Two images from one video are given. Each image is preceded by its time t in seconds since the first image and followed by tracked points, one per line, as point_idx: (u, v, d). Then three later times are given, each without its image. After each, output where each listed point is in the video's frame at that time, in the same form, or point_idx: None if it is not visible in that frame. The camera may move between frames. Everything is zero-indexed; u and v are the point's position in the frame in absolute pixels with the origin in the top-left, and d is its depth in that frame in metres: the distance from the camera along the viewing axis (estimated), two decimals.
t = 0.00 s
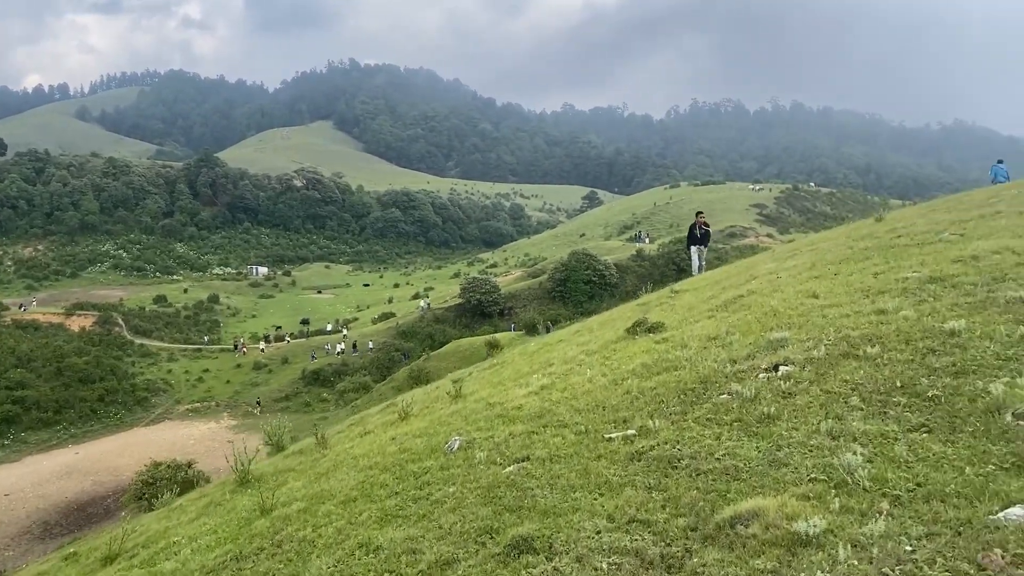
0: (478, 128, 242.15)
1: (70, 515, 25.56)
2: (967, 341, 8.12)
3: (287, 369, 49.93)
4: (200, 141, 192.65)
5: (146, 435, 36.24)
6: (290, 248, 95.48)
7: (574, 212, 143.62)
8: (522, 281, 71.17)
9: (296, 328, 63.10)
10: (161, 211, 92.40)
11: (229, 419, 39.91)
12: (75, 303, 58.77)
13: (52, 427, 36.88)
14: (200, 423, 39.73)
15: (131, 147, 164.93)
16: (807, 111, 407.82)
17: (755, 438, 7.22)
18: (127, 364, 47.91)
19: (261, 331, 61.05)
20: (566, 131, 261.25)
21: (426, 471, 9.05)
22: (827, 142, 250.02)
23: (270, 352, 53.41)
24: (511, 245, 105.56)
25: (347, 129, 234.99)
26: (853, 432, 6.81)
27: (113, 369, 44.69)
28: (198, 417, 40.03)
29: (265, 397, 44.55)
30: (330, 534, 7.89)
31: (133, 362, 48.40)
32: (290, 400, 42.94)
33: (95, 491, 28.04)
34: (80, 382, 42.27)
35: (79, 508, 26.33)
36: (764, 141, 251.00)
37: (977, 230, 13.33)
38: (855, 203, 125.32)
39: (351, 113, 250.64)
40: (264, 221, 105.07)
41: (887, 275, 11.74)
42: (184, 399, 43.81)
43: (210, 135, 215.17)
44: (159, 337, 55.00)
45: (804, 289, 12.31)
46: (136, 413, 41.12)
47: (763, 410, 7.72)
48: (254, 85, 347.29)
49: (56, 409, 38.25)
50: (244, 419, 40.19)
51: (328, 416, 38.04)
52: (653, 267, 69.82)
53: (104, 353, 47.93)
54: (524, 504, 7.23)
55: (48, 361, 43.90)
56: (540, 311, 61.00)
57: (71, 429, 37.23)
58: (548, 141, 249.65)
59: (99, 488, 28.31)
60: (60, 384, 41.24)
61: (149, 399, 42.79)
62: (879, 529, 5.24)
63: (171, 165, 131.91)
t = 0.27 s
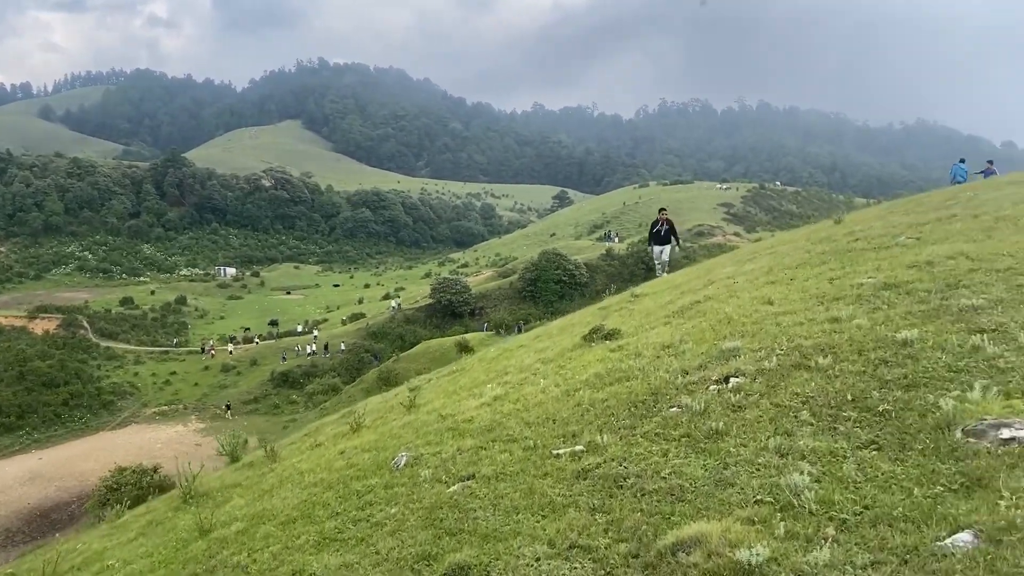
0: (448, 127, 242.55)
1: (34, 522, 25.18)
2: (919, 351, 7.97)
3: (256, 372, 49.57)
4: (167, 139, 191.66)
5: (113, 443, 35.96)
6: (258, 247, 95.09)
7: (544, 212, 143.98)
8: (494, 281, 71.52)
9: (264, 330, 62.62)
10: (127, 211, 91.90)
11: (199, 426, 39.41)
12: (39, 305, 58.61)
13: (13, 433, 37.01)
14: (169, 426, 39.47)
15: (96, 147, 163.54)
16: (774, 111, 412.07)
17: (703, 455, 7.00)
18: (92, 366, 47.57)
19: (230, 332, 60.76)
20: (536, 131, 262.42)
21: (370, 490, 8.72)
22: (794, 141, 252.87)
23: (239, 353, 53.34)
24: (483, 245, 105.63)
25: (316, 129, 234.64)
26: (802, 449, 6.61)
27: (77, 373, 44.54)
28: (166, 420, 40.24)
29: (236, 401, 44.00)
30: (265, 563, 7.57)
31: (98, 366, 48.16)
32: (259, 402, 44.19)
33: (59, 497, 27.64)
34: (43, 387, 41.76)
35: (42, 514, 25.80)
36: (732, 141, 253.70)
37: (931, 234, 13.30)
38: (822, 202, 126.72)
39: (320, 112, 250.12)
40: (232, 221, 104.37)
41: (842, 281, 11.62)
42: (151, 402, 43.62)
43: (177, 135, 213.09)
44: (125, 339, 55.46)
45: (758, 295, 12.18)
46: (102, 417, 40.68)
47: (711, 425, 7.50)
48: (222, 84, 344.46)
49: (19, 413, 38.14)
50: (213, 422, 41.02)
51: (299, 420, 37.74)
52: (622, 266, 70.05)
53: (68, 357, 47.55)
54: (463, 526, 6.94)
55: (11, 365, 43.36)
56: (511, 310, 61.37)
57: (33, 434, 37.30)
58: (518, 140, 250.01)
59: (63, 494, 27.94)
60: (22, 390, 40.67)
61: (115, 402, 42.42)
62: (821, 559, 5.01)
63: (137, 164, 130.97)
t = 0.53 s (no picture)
0: (421, 126, 242.44)
1: None
2: (878, 357, 7.77)
3: (225, 373, 48.76)
4: (136, 138, 190.15)
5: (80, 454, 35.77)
6: (227, 248, 94.68)
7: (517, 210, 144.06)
8: (466, 280, 71.53)
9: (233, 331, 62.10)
10: (93, 212, 91.47)
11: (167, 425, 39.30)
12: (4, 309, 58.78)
13: None
14: (140, 427, 38.43)
15: (63, 146, 162.27)
16: (744, 109, 415.20)
17: (655, 468, 6.74)
18: (58, 369, 46.94)
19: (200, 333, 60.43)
20: (508, 130, 263.14)
21: (315, 505, 8.41)
22: (764, 139, 255.09)
23: (208, 355, 53.20)
24: (455, 243, 105.56)
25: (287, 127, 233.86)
26: (755, 462, 6.37)
27: (43, 376, 44.15)
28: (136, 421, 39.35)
29: (205, 405, 43.49)
30: None
31: (64, 368, 48.23)
32: (227, 404, 44.23)
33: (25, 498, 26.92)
34: (7, 391, 41.59)
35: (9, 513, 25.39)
36: (703, 138, 255.78)
37: (893, 234, 13.18)
38: (793, 199, 127.70)
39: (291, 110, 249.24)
40: (200, 221, 103.93)
41: (803, 282, 11.47)
42: (118, 405, 43.71)
43: (144, 134, 210.77)
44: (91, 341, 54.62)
45: (720, 297, 11.98)
46: (67, 421, 40.16)
47: (665, 436, 7.24)
48: (191, 82, 341.35)
49: None
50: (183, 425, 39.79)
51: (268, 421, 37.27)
52: (595, 264, 70.06)
53: (33, 360, 46.99)
54: (407, 547, 6.62)
55: None
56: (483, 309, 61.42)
57: None
58: (489, 139, 249.93)
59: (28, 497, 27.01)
60: None
61: (81, 407, 41.81)
62: None
63: (104, 164, 130.05)
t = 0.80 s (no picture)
0: (399, 125, 242.10)
1: None
2: (845, 366, 7.47)
3: (199, 375, 49.44)
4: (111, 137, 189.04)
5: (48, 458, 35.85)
6: (203, 247, 94.24)
7: (496, 209, 143.81)
8: (444, 279, 71.35)
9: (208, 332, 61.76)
10: (66, 212, 91.12)
11: (142, 432, 40.21)
12: None
13: None
14: (110, 431, 40.31)
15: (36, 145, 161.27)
16: (724, 109, 417.42)
17: (610, 488, 6.38)
18: (29, 373, 47.81)
19: (174, 335, 60.26)
20: (487, 129, 263.39)
21: (259, 526, 8.00)
22: (740, 139, 256.48)
23: (183, 356, 53.03)
24: (434, 243, 105.27)
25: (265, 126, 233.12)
26: (715, 482, 6.02)
27: (14, 380, 45.40)
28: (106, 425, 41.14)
29: (179, 406, 44.02)
30: None
31: (35, 371, 48.64)
32: (202, 406, 44.44)
33: None
34: None
35: None
36: (680, 138, 257.12)
37: (862, 236, 12.96)
38: (771, 198, 128.15)
39: (268, 109, 248.51)
40: (175, 221, 103.50)
41: (770, 286, 11.20)
42: (90, 407, 43.81)
43: (118, 133, 208.98)
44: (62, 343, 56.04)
45: (686, 302, 11.69)
46: (38, 424, 41.53)
47: (622, 453, 6.88)
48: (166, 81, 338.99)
49: None
50: (154, 428, 41.03)
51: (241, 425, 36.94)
52: (572, 263, 69.96)
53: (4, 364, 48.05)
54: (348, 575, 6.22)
55: None
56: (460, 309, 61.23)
57: None
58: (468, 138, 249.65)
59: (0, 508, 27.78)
60: None
61: (52, 408, 43.33)
62: None
63: (77, 164, 129.42)
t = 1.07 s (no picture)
0: (380, 123, 241.45)
1: None
2: (810, 385, 7.15)
3: (177, 377, 49.09)
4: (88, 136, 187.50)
5: (23, 465, 35.51)
6: (181, 248, 93.52)
7: (477, 209, 143.52)
8: (424, 279, 71.01)
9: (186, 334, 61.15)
10: (41, 212, 90.25)
11: (117, 437, 39.64)
12: None
13: None
14: (86, 435, 39.89)
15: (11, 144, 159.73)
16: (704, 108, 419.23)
17: (562, 520, 6.02)
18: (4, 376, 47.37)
19: (152, 338, 59.76)
20: (468, 129, 263.32)
21: (200, 554, 7.62)
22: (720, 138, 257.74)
23: (161, 359, 52.65)
24: (415, 244, 104.85)
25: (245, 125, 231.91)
26: (670, 514, 5.68)
27: None
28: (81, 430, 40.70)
29: (157, 410, 43.75)
30: None
31: (10, 375, 48.13)
32: (179, 410, 44.13)
33: None
34: None
35: None
36: (661, 137, 258.10)
37: (834, 243, 12.69)
38: (752, 197, 128.62)
39: (248, 108, 247.34)
40: (153, 221, 102.72)
41: (738, 296, 10.90)
42: (66, 411, 43.38)
43: (94, 133, 207.00)
44: (38, 345, 55.55)
45: (653, 312, 11.37)
46: (13, 428, 41.10)
47: (576, 479, 6.52)
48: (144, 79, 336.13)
49: None
50: (131, 432, 40.75)
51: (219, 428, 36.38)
52: (553, 263, 69.85)
53: None
54: None
55: None
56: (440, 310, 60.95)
57: None
58: (449, 137, 248.99)
59: None
60: None
61: (28, 412, 42.86)
62: None
63: (53, 163, 128.26)
